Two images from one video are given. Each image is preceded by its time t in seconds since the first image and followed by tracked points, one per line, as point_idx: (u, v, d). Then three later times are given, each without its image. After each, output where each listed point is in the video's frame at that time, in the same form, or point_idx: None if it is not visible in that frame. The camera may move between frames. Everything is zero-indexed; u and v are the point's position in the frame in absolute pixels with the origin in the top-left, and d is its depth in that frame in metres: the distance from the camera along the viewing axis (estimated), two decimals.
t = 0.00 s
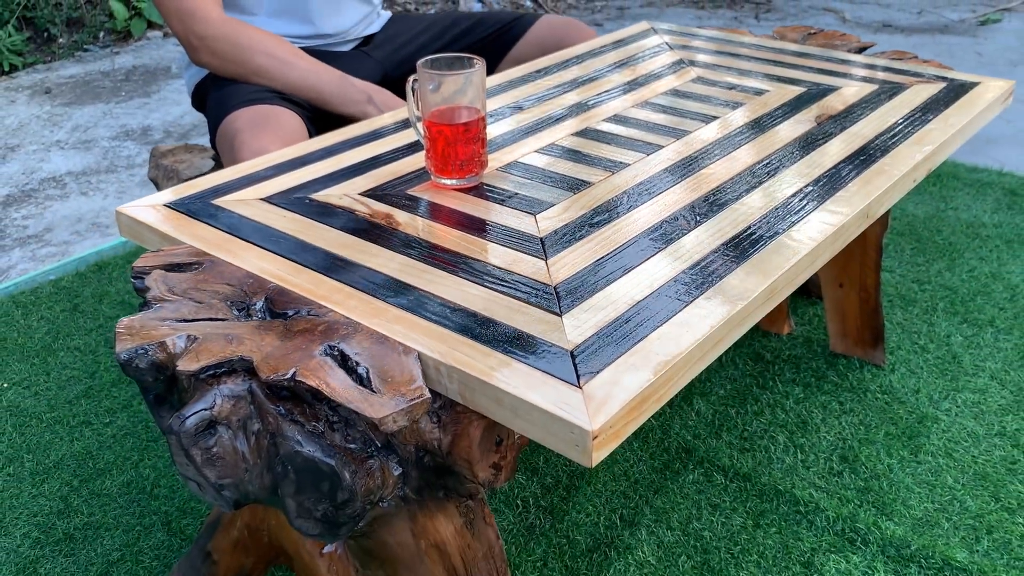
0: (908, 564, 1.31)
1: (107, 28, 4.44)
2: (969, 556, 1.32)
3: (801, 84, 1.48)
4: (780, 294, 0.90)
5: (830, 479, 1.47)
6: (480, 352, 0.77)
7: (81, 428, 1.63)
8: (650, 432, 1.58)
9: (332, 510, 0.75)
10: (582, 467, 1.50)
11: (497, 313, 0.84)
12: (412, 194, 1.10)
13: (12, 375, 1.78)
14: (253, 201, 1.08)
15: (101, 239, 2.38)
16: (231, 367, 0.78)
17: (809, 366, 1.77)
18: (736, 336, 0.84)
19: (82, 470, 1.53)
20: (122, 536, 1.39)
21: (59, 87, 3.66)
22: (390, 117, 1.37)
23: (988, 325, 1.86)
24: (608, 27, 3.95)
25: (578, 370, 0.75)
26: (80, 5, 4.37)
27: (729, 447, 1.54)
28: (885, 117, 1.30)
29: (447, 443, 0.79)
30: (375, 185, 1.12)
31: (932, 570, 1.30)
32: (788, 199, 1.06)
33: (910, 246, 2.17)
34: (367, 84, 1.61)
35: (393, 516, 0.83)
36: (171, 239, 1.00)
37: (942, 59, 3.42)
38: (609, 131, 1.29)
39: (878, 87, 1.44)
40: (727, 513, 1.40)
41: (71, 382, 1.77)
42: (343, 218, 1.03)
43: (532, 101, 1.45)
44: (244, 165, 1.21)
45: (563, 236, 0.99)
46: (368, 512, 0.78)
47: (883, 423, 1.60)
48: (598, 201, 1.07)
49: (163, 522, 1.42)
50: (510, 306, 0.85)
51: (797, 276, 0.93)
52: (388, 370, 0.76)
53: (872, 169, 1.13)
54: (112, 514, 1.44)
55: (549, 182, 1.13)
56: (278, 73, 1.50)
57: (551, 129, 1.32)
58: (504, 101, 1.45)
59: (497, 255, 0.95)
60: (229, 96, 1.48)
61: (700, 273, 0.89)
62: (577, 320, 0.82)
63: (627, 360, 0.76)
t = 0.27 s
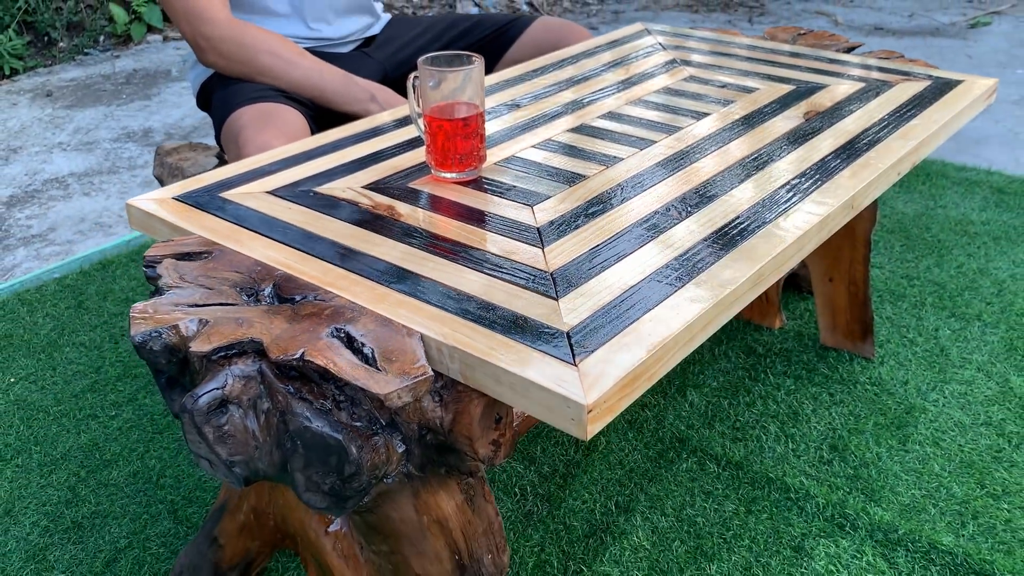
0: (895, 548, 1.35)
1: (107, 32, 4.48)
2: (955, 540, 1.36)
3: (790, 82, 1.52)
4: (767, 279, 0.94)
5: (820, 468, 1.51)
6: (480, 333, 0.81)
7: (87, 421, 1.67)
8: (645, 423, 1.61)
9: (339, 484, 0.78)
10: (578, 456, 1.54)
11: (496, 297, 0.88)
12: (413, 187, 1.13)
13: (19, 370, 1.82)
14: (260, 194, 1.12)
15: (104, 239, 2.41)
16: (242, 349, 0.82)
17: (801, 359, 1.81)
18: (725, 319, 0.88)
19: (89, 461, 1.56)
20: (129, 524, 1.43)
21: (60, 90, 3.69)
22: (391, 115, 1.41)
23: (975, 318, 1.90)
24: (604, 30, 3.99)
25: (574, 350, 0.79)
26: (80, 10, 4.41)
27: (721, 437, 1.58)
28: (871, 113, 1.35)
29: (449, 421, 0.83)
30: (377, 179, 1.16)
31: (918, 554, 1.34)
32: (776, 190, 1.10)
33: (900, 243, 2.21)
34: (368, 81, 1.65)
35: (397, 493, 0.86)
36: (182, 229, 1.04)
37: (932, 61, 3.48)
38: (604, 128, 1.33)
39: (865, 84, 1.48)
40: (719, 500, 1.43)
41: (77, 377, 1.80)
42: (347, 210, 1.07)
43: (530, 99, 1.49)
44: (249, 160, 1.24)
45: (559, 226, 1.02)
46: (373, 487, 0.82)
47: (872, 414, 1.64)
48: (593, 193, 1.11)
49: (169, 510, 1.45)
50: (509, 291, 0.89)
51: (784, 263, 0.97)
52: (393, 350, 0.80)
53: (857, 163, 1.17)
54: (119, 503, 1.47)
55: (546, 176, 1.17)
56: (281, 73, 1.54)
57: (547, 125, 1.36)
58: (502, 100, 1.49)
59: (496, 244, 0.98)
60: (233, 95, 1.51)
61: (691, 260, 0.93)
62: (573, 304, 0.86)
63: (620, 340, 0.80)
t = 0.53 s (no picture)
0: (880, 530, 1.39)
1: (107, 36, 4.52)
2: (938, 523, 1.40)
3: (778, 80, 1.57)
4: (752, 264, 0.98)
5: (809, 455, 1.55)
6: (479, 313, 0.86)
7: (93, 413, 1.71)
8: (638, 412, 1.66)
9: (346, 455, 0.83)
10: (574, 444, 1.58)
11: (494, 281, 0.92)
12: (413, 179, 1.18)
13: (25, 365, 1.86)
14: (266, 186, 1.16)
15: (106, 238, 2.45)
16: (252, 330, 0.86)
17: (790, 351, 1.85)
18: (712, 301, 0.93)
19: (96, 451, 1.60)
20: (136, 510, 1.46)
21: (61, 94, 3.73)
22: (391, 112, 1.45)
23: (961, 312, 1.95)
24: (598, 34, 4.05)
25: (568, 327, 0.83)
26: (80, 15, 4.45)
27: (713, 426, 1.62)
28: (855, 109, 1.39)
29: (449, 398, 0.87)
30: (379, 172, 1.20)
31: (903, 536, 1.38)
32: (762, 181, 1.14)
33: (888, 240, 2.26)
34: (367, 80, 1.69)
35: (399, 468, 0.90)
36: (191, 219, 1.08)
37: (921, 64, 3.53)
38: (597, 124, 1.38)
39: (850, 82, 1.53)
40: (710, 486, 1.48)
41: (83, 371, 1.84)
42: (350, 201, 1.11)
43: (525, 96, 1.54)
44: (253, 155, 1.28)
45: (553, 215, 1.07)
46: (376, 460, 0.86)
47: (859, 403, 1.69)
48: (587, 184, 1.16)
49: (174, 498, 1.49)
50: (506, 275, 0.93)
51: (768, 249, 1.01)
52: (397, 329, 0.84)
53: (840, 156, 1.22)
54: (126, 490, 1.51)
55: (541, 169, 1.21)
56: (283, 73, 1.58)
57: (543, 121, 1.40)
58: (498, 97, 1.53)
59: (493, 233, 1.03)
60: (235, 94, 1.56)
61: (680, 245, 0.98)
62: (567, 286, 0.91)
63: (612, 318, 0.84)
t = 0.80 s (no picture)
0: (871, 514, 1.44)
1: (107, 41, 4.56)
2: (927, 507, 1.45)
3: (770, 80, 1.62)
4: (745, 252, 1.03)
5: (802, 443, 1.59)
6: (485, 295, 0.90)
7: (103, 405, 1.75)
8: (636, 403, 1.70)
9: (360, 430, 0.88)
10: (572, 434, 1.62)
11: (500, 267, 0.97)
12: (420, 173, 1.23)
13: (36, 359, 1.90)
14: (278, 180, 1.21)
15: (112, 238, 2.49)
16: (269, 312, 0.90)
17: (784, 345, 1.90)
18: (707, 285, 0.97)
19: (107, 441, 1.65)
20: (147, 497, 1.51)
21: (64, 97, 3.77)
22: (396, 110, 1.50)
23: (950, 307, 2.00)
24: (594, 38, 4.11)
25: (571, 309, 0.88)
26: (81, 20, 4.49)
27: (708, 416, 1.66)
28: (844, 108, 1.44)
29: (457, 377, 0.91)
30: (386, 166, 1.25)
31: (892, 519, 1.43)
32: (755, 174, 1.19)
33: (879, 238, 2.31)
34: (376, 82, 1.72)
35: (409, 444, 0.94)
36: (207, 211, 1.13)
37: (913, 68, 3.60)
38: (596, 121, 1.42)
39: (840, 82, 1.58)
40: (706, 473, 1.52)
41: (92, 365, 1.88)
42: (359, 193, 1.16)
43: (526, 95, 1.58)
44: (264, 152, 1.33)
45: (555, 206, 1.12)
46: (388, 436, 0.91)
47: (850, 394, 1.73)
48: (586, 178, 1.20)
49: (185, 485, 1.53)
50: (511, 261, 0.98)
51: (761, 238, 1.06)
52: (408, 311, 0.88)
53: (830, 151, 1.27)
54: (137, 479, 1.55)
55: (542, 163, 1.26)
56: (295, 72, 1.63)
57: (543, 119, 1.45)
58: (500, 96, 1.58)
59: (498, 222, 1.08)
60: (251, 91, 1.61)
61: (676, 234, 1.03)
62: (569, 271, 0.95)
63: (612, 300, 0.89)
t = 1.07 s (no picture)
0: (857, 501, 1.49)
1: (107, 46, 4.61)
2: (911, 493, 1.50)
3: (760, 82, 1.67)
4: (733, 243, 1.08)
5: (791, 434, 1.64)
6: (487, 283, 0.95)
7: (111, 400, 1.80)
8: (630, 396, 1.75)
9: (369, 411, 0.93)
10: (568, 425, 1.67)
11: (501, 258, 1.02)
12: (422, 171, 1.28)
13: (44, 356, 1.94)
14: (285, 178, 1.25)
15: (116, 238, 2.54)
16: (281, 300, 0.94)
17: (774, 340, 1.95)
18: (697, 275, 1.03)
19: (115, 434, 1.70)
20: (156, 488, 1.56)
21: (64, 101, 3.81)
22: (398, 111, 1.55)
23: (935, 303, 2.05)
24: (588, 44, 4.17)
25: (568, 296, 0.93)
26: (80, 25, 4.54)
27: (700, 408, 1.71)
28: (830, 108, 1.50)
29: (460, 361, 0.96)
30: (390, 164, 1.30)
31: (878, 505, 1.48)
32: (743, 171, 1.24)
33: (866, 237, 2.37)
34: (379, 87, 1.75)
35: (415, 426, 0.99)
36: (218, 206, 1.17)
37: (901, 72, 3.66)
38: (591, 122, 1.48)
39: (826, 84, 1.64)
40: (698, 462, 1.57)
41: (98, 362, 1.93)
42: (365, 189, 1.21)
43: (523, 97, 1.64)
44: (271, 151, 1.38)
45: (552, 201, 1.17)
46: (395, 417, 0.95)
47: (838, 387, 1.79)
48: (582, 175, 1.26)
49: (192, 476, 1.58)
50: (511, 253, 1.03)
51: (748, 230, 1.11)
52: (414, 299, 0.93)
53: (816, 149, 1.32)
54: (145, 470, 1.60)
55: (540, 161, 1.31)
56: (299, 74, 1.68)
57: (541, 119, 1.50)
58: (498, 97, 1.63)
59: (498, 217, 1.13)
60: (257, 92, 1.67)
61: (666, 227, 1.08)
62: (566, 262, 1.00)
63: (607, 288, 0.94)
